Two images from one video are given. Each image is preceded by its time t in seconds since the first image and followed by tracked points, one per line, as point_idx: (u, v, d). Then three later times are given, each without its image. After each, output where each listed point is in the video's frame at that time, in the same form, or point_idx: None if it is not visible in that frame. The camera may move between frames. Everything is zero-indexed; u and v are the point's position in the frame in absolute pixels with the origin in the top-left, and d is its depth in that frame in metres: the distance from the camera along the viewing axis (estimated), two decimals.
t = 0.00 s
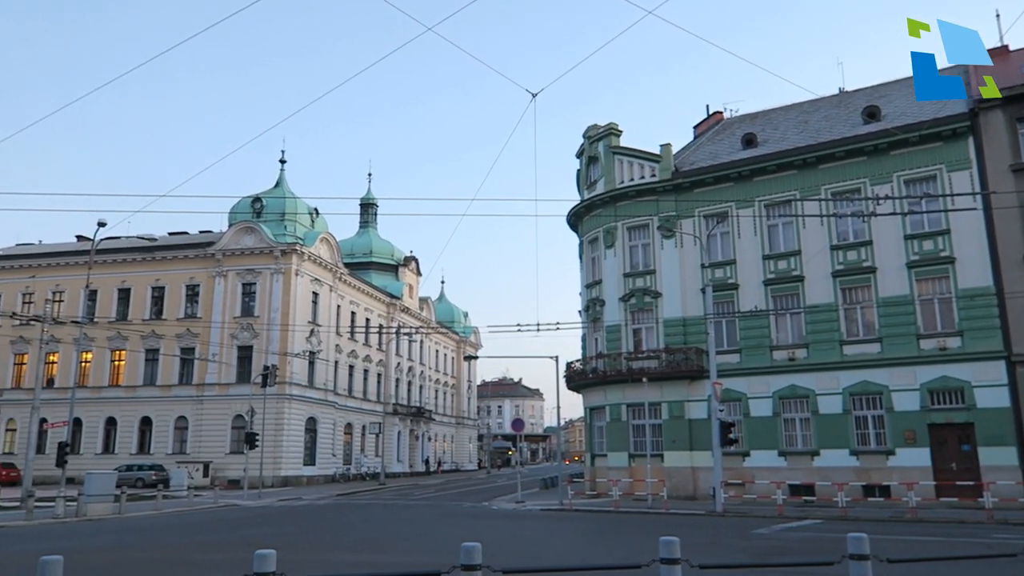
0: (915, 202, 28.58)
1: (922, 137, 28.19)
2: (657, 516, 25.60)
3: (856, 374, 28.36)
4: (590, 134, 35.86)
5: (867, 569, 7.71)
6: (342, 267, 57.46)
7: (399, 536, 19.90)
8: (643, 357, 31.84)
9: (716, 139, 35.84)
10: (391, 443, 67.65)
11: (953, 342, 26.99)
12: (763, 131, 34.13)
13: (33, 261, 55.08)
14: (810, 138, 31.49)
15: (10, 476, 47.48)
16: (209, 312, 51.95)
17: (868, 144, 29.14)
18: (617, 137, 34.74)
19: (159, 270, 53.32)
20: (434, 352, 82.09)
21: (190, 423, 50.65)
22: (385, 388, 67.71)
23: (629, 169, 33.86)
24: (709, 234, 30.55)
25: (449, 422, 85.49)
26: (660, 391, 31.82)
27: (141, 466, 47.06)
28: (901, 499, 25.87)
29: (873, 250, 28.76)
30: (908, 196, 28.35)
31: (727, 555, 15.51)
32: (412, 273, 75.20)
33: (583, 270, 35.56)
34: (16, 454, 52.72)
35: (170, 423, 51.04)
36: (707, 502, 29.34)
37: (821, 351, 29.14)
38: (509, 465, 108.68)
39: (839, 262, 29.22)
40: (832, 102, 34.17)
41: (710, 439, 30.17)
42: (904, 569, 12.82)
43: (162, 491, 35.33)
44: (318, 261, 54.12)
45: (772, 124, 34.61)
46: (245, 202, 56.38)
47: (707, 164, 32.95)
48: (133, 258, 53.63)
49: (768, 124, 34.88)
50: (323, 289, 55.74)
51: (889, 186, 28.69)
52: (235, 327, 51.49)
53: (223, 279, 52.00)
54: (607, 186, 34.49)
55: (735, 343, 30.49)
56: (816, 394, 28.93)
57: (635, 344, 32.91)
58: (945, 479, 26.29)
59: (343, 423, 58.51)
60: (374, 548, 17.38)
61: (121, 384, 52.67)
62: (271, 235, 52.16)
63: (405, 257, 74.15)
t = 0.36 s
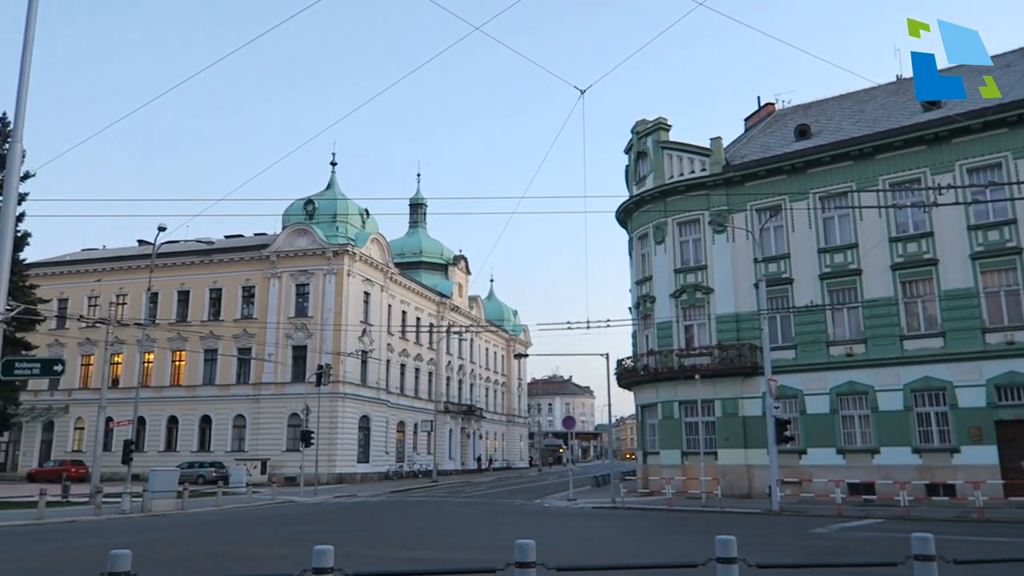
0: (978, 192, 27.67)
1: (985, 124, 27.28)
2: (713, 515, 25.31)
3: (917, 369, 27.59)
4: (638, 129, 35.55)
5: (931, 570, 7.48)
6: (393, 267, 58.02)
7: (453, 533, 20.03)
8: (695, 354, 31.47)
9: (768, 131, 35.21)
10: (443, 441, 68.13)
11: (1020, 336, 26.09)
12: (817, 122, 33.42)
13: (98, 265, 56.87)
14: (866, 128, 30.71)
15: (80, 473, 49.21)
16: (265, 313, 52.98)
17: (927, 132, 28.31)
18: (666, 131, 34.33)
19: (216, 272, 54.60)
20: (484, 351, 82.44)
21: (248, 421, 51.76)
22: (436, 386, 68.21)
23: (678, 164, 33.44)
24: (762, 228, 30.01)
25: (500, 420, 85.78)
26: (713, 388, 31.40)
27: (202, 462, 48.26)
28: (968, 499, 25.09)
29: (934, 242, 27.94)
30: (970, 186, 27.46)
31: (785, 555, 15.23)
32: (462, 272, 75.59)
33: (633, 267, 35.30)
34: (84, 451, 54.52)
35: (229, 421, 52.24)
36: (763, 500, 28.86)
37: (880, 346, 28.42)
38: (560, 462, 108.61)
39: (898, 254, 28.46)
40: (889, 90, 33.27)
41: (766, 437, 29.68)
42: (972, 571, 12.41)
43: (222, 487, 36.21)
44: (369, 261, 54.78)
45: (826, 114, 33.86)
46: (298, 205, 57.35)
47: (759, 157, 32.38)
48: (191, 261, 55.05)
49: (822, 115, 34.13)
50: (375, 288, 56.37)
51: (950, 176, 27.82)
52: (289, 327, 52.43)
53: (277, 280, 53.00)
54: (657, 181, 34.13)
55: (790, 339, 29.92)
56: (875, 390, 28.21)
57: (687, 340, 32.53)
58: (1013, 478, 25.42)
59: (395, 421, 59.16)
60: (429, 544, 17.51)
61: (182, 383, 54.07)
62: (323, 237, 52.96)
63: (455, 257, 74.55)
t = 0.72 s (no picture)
0: None
1: None
2: (763, 515, 24.92)
3: (976, 366, 26.78)
4: (683, 125, 35.15)
5: (996, 572, 7.24)
6: (438, 267, 58.33)
7: (502, 532, 20.06)
8: (744, 352, 31.03)
9: (817, 124, 34.52)
10: (490, 440, 68.35)
11: None
12: (868, 114, 32.65)
13: (153, 268, 58.35)
14: (920, 118, 29.90)
15: (138, 471, 50.58)
16: (313, 314, 53.75)
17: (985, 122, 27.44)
18: (711, 127, 33.88)
19: (266, 274, 55.57)
20: (529, 350, 82.47)
21: (298, 420, 52.57)
22: (482, 385, 68.43)
23: (724, 159, 32.97)
24: (812, 224, 29.43)
25: (546, 419, 85.73)
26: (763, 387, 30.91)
27: (254, 461, 49.18)
28: None
29: (993, 235, 27.10)
30: None
31: (840, 557, 14.91)
32: (507, 272, 75.68)
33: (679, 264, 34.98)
34: (141, 450, 55.98)
35: (280, 420, 53.14)
36: (816, 501, 28.31)
37: (936, 343, 27.66)
38: (607, 462, 108.13)
39: (955, 248, 27.66)
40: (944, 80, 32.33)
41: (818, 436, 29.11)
42: None
43: (274, 485, 36.82)
44: (415, 262, 55.19)
45: (878, 105, 33.06)
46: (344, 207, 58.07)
47: (808, 150, 31.75)
48: (242, 264, 56.11)
49: (873, 106, 33.34)
50: (420, 289, 56.78)
51: (1010, 166, 26.93)
52: (337, 327, 53.11)
53: (325, 281, 53.72)
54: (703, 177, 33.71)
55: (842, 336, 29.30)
56: (932, 388, 27.47)
57: (735, 338, 32.09)
58: None
59: (442, 420, 59.56)
60: (478, 543, 17.56)
61: (234, 383, 55.15)
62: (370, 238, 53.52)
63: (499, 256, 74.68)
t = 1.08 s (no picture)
0: None
1: None
2: (820, 515, 24.41)
3: None
4: (732, 118, 34.61)
5: None
6: (486, 266, 58.50)
7: (553, 530, 20.00)
8: (797, 348, 30.44)
9: (871, 114, 33.66)
10: (539, 438, 68.32)
11: None
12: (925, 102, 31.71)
13: (208, 270, 59.68)
14: (980, 106, 28.93)
15: (196, 468, 51.82)
16: (363, 314, 54.34)
17: None
18: (761, 119, 33.27)
19: (317, 275, 56.41)
20: (577, 348, 82.20)
21: (349, 418, 53.25)
22: (530, 383, 68.44)
23: (775, 152, 32.35)
24: (867, 216, 28.71)
25: (595, 417, 85.38)
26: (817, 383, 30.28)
27: (307, 459, 49.97)
28: None
29: None
30: None
31: (901, 558, 14.51)
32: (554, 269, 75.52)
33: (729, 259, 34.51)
34: (199, 448, 57.32)
35: (331, 419, 53.90)
36: (874, 500, 27.62)
37: (1000, 337, 26.77)
38: (657, 460, 107.28)
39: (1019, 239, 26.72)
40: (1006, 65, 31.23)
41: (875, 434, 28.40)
42: None
43: (327, 482, 37.34)
44: (462, 261, 55.43)
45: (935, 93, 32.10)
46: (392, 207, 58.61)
47: (862, 141, 30.98)
48: (293, 265, 57.04)
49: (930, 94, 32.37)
50: (468, 287, 57.02)
51: None
52: (386, 327, 53.61)
53: (374, 281, 54.28)
54: (752, 171, 33.13)
55: (900, 331, 28.54)
56: (995, 383, 26.60)
57: (788, 334, 31.50)
58: None
59: (491, 418, 59.76)
60: (529, 541, 17.54)
61: (287, 383, 56.08)
62: (417, 238, 53.92)
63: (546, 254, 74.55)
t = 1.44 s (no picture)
0: None
1: None
2: (877, 513, 23.82)
3: None
4: (779, 110, 34.00)
5: None
6: (530, 264, 58.47)
7: (602, 527, 19.89)
8: (850, 343, 29.77)
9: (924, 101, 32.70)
10: (586, 436, 68.10)
11: None
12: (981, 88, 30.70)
13: (258, 272, 60.76)
14: None
15: (250, 465, 52.80)
16: (409, 313, 54.76)
17: None
18: (809, 110, 32.60)
19: (363, 275, 57.01)
20: (623, 344, 81.70)
21: (397, 416, 53.71)
22: (576, 380, 68.26)
23: (824, 143, 31.66)
24: (922, 207, 27.93)
25: (642, 414, 84.79)
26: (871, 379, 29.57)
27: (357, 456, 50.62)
28: None
29: None
30: None
31: (963, 557, 14.06)
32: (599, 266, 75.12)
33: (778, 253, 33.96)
34: (251, 446, 58.40)
35: (380, 417, 54.43)
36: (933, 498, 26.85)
37: None
38: (705, 457, 106.15)
39: None
40: None
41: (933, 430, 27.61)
42: None
43: (377, 479, 37.69)
44: (507, 259, 55.51)
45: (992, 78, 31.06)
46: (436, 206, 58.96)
47: (915, 130, 30.12)
48: (340, 265, 57.73)
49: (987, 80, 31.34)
50: (512, 285, 57.08)
51: None
52: (433, 326, 53.94)
53: (420, 280, 54.64)
54: (801, 162, 32.50)
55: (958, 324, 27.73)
56: None
57: (840, 329, 30.83)
58: None
59: (537, 416, 59.75)
60: (579, 538, 17.48)
61: (336, 381, 56.83)
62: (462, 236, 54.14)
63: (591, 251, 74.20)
